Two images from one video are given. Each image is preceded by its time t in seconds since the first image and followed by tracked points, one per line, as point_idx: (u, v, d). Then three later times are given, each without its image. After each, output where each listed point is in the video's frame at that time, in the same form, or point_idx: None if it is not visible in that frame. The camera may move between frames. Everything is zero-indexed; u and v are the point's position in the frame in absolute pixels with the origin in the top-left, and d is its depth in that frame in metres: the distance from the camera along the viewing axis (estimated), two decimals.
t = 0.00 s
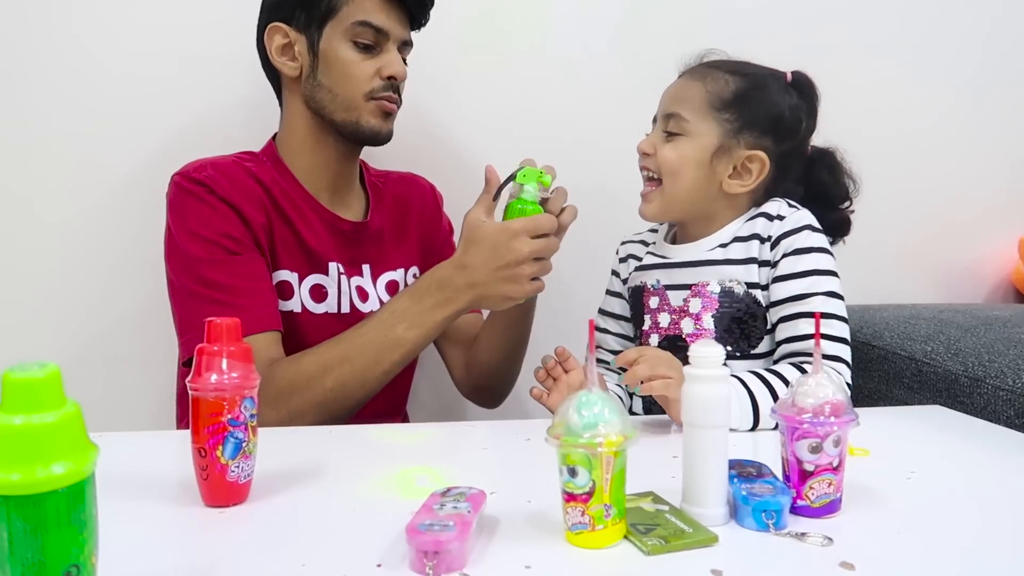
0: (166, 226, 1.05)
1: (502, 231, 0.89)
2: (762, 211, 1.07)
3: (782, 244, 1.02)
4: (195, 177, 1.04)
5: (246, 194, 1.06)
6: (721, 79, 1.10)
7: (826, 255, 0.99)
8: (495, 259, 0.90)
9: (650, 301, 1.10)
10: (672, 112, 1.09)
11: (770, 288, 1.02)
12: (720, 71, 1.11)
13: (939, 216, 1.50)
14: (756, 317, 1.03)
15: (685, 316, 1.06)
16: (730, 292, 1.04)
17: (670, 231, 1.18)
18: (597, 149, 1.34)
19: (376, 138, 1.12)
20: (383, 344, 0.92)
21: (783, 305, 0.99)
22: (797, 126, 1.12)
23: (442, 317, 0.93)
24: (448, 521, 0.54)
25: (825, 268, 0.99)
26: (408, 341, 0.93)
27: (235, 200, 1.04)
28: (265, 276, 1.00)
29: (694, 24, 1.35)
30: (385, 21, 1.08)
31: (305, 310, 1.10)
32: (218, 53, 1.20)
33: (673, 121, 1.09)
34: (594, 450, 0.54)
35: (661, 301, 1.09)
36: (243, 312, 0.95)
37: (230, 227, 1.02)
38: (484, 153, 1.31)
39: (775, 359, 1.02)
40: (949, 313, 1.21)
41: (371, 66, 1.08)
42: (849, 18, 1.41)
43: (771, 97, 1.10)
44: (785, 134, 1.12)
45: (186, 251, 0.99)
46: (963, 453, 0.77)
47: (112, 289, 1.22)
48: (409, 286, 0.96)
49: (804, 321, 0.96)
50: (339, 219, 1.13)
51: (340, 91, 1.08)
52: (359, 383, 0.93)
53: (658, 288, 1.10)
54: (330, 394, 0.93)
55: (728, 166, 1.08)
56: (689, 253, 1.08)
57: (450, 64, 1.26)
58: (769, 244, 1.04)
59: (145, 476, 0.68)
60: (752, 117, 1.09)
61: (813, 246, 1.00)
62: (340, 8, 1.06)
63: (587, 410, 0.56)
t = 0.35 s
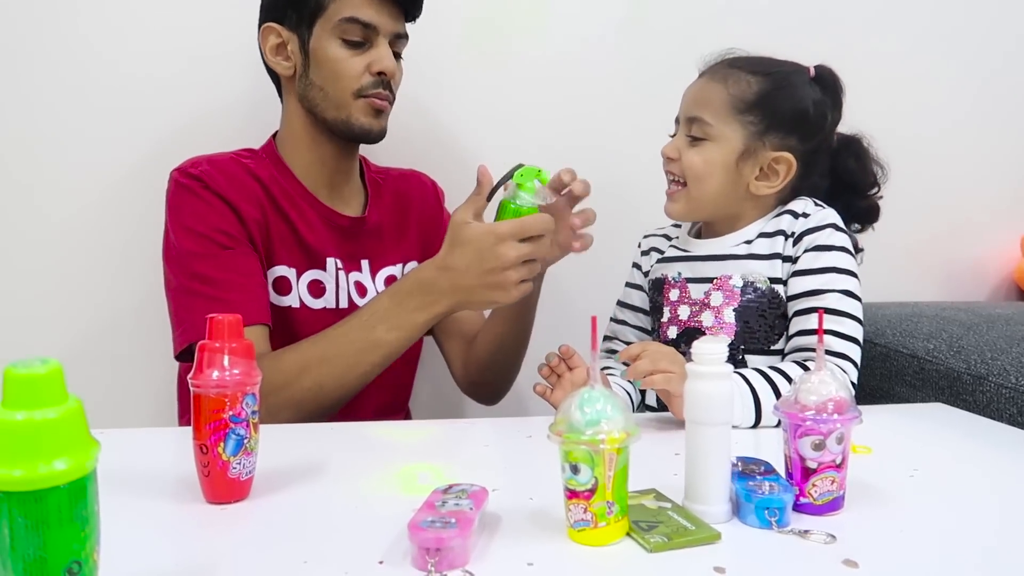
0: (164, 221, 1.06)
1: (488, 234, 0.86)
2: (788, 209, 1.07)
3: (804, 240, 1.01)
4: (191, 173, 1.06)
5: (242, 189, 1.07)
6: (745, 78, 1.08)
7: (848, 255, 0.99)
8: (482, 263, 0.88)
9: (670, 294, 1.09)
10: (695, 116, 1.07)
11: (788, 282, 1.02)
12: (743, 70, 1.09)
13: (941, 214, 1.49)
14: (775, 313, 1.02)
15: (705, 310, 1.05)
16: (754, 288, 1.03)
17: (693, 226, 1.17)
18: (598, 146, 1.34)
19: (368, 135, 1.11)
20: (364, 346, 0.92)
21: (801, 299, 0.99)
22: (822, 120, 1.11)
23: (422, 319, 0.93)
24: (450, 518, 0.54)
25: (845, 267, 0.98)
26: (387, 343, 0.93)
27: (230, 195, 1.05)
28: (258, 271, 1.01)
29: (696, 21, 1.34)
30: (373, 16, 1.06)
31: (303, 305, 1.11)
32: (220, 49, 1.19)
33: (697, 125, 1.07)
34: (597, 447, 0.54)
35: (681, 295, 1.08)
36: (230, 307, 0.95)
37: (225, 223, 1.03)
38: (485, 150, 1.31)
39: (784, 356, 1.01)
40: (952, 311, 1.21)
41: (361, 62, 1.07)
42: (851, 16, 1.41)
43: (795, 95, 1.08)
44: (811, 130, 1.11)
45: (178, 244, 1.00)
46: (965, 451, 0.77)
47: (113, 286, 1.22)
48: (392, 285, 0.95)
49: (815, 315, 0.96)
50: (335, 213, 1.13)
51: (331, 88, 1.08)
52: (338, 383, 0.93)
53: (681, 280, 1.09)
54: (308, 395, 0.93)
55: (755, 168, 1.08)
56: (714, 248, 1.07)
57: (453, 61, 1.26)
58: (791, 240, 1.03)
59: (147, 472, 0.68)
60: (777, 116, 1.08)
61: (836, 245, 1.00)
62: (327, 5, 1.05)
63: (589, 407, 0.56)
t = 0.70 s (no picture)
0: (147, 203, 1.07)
1: (405, 212, 0.79)
2: (784, 203, 1.07)
3: (800, 233, 1.02)
4: (175, 155, 1.06)
5: (224, 174, 1.07)
6: (751, 74, 1.06)
7: (842, 249, 0.99)
8: (398, 242, 0.80)
9: (664, 287, 1.09)
10: (699, 113, 1.06)
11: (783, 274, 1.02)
12: (748, 65, 1.07)
13: (932, 208, 1.50)
14: (769, 304, 1.02)
15: (700, 302, 1.04)
16: (751, 281, 1.02)
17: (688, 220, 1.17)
18: (591, 139, 1.33)
19: (352, 122, 1.10)
20: (283, 323, 0.90)
21: (795, 291, 0.99)
22: (825, 116, 1.12)
23: (348, 298, 0.89)
24: (442, 510, 0.53)
25: (839, 261, 0.99)
26: (313, 322, 0.90)
27: (211, 179, 1.06)
28: (222, 256, 1.01)
29: (689, 13, 1.34)
30: (368, 6, 1.06)
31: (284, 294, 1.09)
32: (209, 41, 1.17)
33: (702, 121, 1.06)
34: (589, 438, 0.54)
35: (675, 287, 1.07)
36: (187, 288, 0.95)
37: (199, 205, 1.03)
38: (477, 143, 1.30)
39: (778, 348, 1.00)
40: (942, 305, 1.21)
41: (351, 49, 1.07)
42: (844, 9, 1.40)
43: (799, 92, 1.08)
44: (814, 125, 1.11)
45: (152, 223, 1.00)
46: (956, 443, 0.77)
47: (98, 281, 1.20)
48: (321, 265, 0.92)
49: (808, 307, 0.96)
50: (322, 205, 1.13)
51: (319, 73, 1.07)
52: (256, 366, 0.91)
53: (676, 273, 1.08)
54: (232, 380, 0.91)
55: (759, 166, 1.08)
56: (711, 241, 1.07)
57: (444, 54, 1.25)
58: (786, 233, 1.04)
59: (133, 467, 0.67)
60: (781, 114, 1.08)
61: (832, 238, 1.00)
62: None
63: (582, 398, 0.56)
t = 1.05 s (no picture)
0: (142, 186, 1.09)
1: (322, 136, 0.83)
2: (780, 197, 1.07)
3: (795, 227, 1.02)
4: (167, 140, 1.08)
5: (212, 160, 1.09)
6: (746, 69, 1.06)
7: (837, 242, 1.00)
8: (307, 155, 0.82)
9: (661, 280, 1.09)
10: (696, 111, 1.05)
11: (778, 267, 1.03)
12: (742, 60, 1.07)
13: (925, 201, 1.51)
14: (764, 298, 1.02)
15: (696, 294, 1.05)
16: (746, 273, 1.03)
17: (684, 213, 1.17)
18: (586, 132, 1.33)
19: (342, 115, 1.10)
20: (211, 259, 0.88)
21: (790, 283, 0.99)
22: (819, 105, 1.12)
23: (260, 230, 0.87)
24: (439, 501, 0.53)
25: (834, 254, 0.99)
26: (227, 254, 0.87)
27: (197, 164, 1.07)
28: (192, 242, 1.02)
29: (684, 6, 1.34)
30: None
31: (276, 284, 1.11)
32: (202, 31, 1.16)
33: (699, 119, 1.05)
34: (587, 430, 0.54)
35: (671, 280, 1.08)
36: (150, 266, 0.95)
37: (184, 189, 1.05)
38: (472, 135, 1.29)
39: (773, 341, 1.01)
40: (935, 297, 1.22)
41: (346, 43, 1.05)
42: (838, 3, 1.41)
43: (795, 82, 1.08)
44: (810, 116, 1.11)
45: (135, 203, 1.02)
46: (949, 435, 0.77)
47: (91, 273, 1.19)
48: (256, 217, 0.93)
49: (803, 299, 0.96)
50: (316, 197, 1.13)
51: (314, 67, 1.06)
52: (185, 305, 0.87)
53: (671, 266, 1.08)
54: (155, 335, 0.86)
55: (758, 160, 1.08)
56: (707, 235, 1.07)
57: (440, 46, 1.25)
58: (781, 226, 1.04)
59: (129, 459, 0.67)
60: (778, 106, 1.08)
61: (827, 232, 1.01)
62: None
63: (580, 390, 0.56)
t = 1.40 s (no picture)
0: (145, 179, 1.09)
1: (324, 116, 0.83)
2: (780, 193, 1.08)
3: (796, 222, 1.03)
4: (171, 134, 1.08)
5: (216, 155, 1.09)
6: (744, 63, 1.06)
7: (837, 238, 1.00)
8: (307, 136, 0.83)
9: (662, 276, 1.09)
10: (694, 105, 1.06)
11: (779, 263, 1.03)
12: (739, 54, 1.07)
13: (923, 197, 1.51)
14: (766, 293, 1.03)
15: (697, 290, 1.05)
16: (747, 270, 1.03)
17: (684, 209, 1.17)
18: (586, 127, 1.33)
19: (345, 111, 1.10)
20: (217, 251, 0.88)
21: (791, 280, 1.00)
22: (817, 99, 1.12)
23: (266, 220, 0.87)
24: (445, 497, 0.53)
25: (834, 250, 1.00)
26: (233, 247, 0.87)
27: (202, 157, 1.07)
28: (195, 235, 1.01)
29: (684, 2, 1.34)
30: None
31: (279, 279, 1.11)
32: (202, 25, 1.15)
33: (698, 113, 1.06)
34: (592, 426, 0.54)
35: (672, 276, 1.08)
36: (154, 259, 0.96)
37: (188, 182, 1.05)
38: (473, 131, 1.29)
39: (774, 337, 1.01)
40: (933, 293, 1.22)
41: (347, 39, 1.05)
42: None
43: (793, 77, 1.08)
44: (809, 111, 1.11)
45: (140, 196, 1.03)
46: (949, 430, 0.78)
47: (90, 268, 1.18)
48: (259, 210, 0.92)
49: (805, 295, 0.97)
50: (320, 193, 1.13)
51: (315, 63, 1.06)
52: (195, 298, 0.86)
53: (672, 262, 1.08)
54: (160, 331, 0.86)
55: (756, 153, 1.08)
56: (707, 231, 1.07)
57: (439, 41, 1.25)
58: (781, 222, 1.04)
59: (133, 455, 0.67)
60: (776, 100, 1.08)
61: (827, 228, 1.01)
62: None
63: (585, 386, 0.56)
